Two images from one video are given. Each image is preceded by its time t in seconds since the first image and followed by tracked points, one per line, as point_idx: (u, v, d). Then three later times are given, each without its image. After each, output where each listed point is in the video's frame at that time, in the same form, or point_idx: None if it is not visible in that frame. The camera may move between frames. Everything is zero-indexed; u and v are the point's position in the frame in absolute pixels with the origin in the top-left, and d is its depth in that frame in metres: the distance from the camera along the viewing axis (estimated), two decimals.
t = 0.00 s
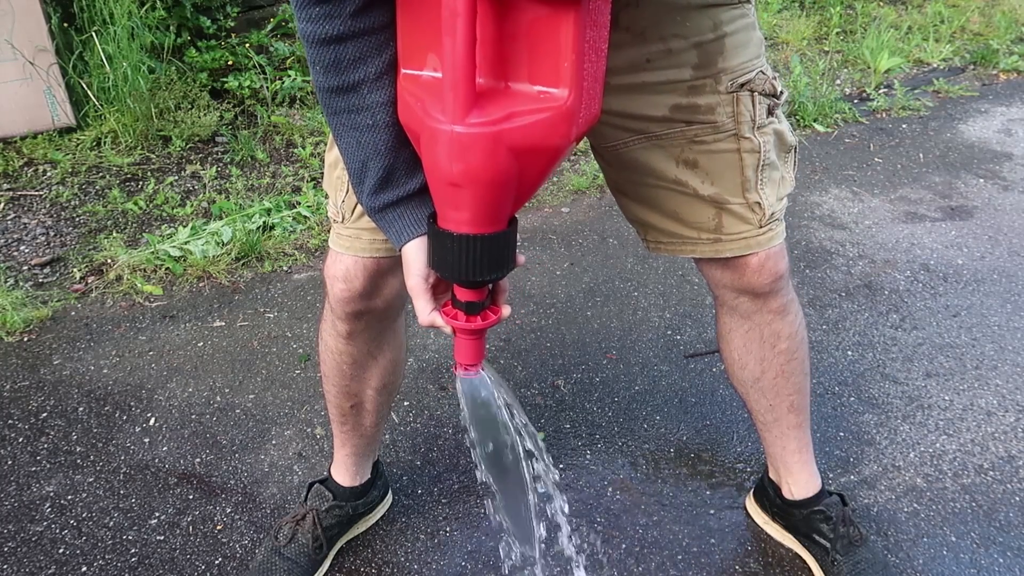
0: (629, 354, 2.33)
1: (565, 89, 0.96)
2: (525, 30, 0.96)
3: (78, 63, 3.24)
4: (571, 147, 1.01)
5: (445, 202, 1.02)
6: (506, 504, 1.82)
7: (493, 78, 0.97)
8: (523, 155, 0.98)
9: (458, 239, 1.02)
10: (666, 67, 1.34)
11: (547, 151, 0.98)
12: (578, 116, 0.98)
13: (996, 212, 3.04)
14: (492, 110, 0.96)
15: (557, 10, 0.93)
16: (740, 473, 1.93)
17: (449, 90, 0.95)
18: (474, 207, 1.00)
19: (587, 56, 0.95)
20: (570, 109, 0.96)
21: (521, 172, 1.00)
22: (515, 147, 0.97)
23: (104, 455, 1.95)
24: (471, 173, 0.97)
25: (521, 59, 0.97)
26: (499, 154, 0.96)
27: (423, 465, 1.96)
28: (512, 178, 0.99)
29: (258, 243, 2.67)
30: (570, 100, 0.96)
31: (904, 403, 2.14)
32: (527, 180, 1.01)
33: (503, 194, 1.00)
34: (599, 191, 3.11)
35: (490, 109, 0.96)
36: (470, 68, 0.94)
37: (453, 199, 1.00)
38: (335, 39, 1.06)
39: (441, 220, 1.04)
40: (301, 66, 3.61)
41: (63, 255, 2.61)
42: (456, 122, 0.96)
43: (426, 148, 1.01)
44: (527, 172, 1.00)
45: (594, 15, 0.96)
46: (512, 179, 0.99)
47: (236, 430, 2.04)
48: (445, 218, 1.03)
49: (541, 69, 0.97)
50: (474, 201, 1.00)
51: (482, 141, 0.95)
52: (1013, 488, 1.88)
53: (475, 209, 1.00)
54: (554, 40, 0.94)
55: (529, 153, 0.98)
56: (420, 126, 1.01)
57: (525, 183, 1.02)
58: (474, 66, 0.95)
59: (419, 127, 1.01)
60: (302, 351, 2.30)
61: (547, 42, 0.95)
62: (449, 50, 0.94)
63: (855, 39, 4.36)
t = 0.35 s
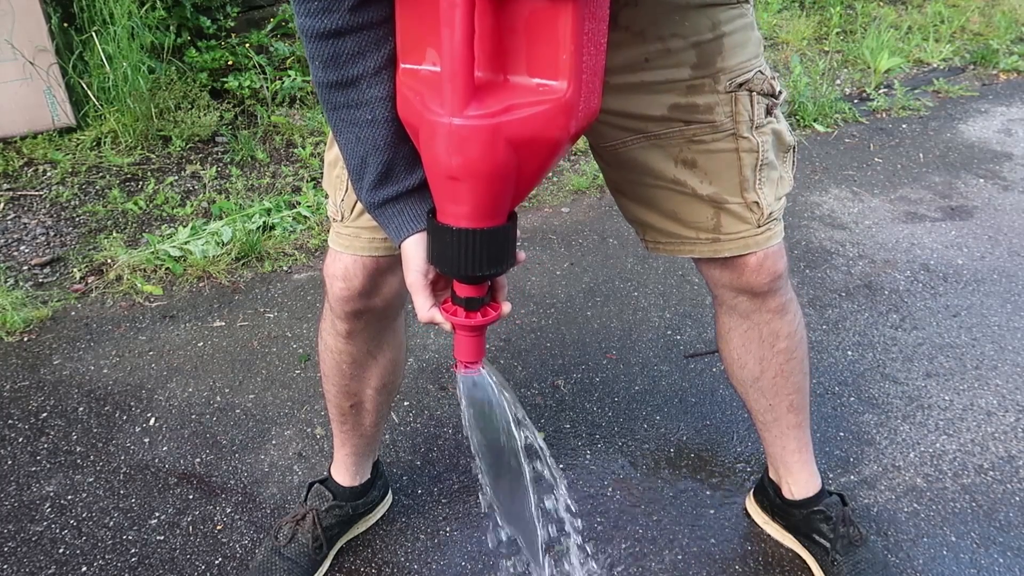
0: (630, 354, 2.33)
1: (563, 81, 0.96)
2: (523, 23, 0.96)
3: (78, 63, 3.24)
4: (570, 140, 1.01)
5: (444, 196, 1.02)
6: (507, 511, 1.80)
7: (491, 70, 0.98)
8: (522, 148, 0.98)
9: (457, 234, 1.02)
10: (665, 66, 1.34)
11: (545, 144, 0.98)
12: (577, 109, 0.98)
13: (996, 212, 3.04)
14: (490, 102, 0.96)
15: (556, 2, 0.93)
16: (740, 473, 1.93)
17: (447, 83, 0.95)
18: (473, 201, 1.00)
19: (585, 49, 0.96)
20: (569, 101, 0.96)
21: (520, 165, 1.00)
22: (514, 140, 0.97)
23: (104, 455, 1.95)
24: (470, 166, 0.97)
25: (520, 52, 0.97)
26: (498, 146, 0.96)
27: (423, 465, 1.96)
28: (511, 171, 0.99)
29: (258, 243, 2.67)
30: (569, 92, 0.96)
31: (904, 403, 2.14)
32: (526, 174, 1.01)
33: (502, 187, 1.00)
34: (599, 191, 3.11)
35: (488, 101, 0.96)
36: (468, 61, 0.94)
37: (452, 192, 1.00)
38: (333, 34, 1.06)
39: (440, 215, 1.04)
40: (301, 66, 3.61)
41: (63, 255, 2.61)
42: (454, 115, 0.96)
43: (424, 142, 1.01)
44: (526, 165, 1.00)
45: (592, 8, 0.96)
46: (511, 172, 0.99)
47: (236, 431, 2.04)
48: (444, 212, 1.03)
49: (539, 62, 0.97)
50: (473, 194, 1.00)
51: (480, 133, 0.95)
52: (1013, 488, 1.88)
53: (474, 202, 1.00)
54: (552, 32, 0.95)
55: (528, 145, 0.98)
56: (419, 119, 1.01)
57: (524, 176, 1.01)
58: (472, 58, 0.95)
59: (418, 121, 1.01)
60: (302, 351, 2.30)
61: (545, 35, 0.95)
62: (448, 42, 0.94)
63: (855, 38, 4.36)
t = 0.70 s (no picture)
0: (630, 354, 2.33)
1: (563, 76, 0.96)
2: (523, 18, 0.96)
3: (78, 63, 3.24)
4: (570, 137, 1.01)
5: (444, 192, 1.02)
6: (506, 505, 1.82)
7: (491, 67, 0.98)
8: (522, 144, 0.98)
9: (457, 231, 1.02)
10: (666, 65, 1.34)
11: (546, 140, 0.98)
12: (577, 105, 0.98)
13: (996, 212, 3.04)
14: (490, 98, 0.96)
15: None
16: (740, 473, 1.93)
17: (447, 78, 0.96)
18: (473, 198, 1.00)
19: (585, 44, 0.96)
20: (569, 97, 0.97)
21: (520, 162, 0.99)
22: (513, 135, 0.97)
23: (104, 455, 1.95)
24: (470, 162, 0.97)
25: (520, 48, 0.97)
26: (498, 142, 0.96)
27: (423, 465, 1.96)
28: (511, 168, 0.99)
29: (258, 243, 2.67)
30: (569, 88, 0.96)
31: (905, 403, 2.14)
32: (526, 171, 1.01)
33: (501, 184, 1.00)
34: (599, 191, 3.11)
35: (489, 97, 0.96)
36: (468, 56, 0.94)
37: (452, 189, 1.00)
38: (333, 32, 1.07)
39: (440, 212, 1.04)
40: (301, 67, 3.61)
41: (63, 255, 2.61)
42: (454, 110, 0.96)
43: (424, 139, 1.00)
44: (526, 161, 1.00)
45: (592, 4, 0.96)
46: (511, 169, 0.99)
47: (236, 431, 2.04)
48: (444, 209, 1.03)
49: (539, 57, 0.97)
50: (473, 191, 0.99)
51: (480, 128, 0.95)
52: (1013, 488, 1.88)
53: (474, 198, 1.00)
54: (552, 28, 0.95)
55: (528, 141, 0.98)
56: (418, 116, 1.01)
57: (524, 173, 1.01)
58: (472, 54, 0.95)
59: (417, 117, 1.01)
60: (302, 351, 2.30)
61: (545, 30, 0.95)
62: (447, 38, 0.95)
63: (855, 39, 4.36)
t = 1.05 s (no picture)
0: (630, 354, 2.32)
1: (562, 76, 0.96)
2: (522, 17, 0.96)
3: (78, 63, 3.24)
4: (569, 136, 1.01)
5: (442, 191, 1.02)
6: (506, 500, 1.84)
7: (490, 66, 0.98)
8: (521, 143, 0.98)
9: (455, 230, 1.02)
10: (666, 64, 1.34)
11: (544, 139, 0.98)
12: (576, 104, 0.98)
13: (996, 212, 3.04)
14: (489, 97, 0.96)
15: None
16: (740, 473, 1.93)
17: (446, 77, 0.96)
18: (472, 197, 1.00)
19: (583, 44, 0.96)
20: (567, 96, 0.97)
21: (519, 161, 1.00)
22: (512, 134, 0.97)
23: (104, 455, 1.95)
24: (469, 161, 0.97)
25: (519, 47, 0.97)
26: (497, 141, 0.96)
27: (423, 465, 1.96)
28: (509, 166, 0.99)
29: (258, 243, 2.67)
30: (567, 87, 0.96)
31: (904, 403, 2.14)
32: (524, 170, 1.01)
33: (500, 183, 1.00)
34: (599, 191, 3.11)
35: (487, 96, 0.96)
36: (467, 55, 0.94)
37: (450, 188, 1.00)
38: (332, 31, 1.07)
39: (439, 210, 1.04)
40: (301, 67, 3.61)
41: (63, 255, 2.61)
42: (453, 109, 0.96)
43: (423, 137, 1.01)
44: (524, 160, 1.00)
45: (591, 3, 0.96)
46: (510, 168, 0.99)
47: (236, 430, 2.04)
48: (443, 207, 1.03)
49: (538, 57, 0.97)
50: (472, 190, 1.00)
51: (479, 127, 0.95)
52: (1013, 488, 1.88)
53: (473, 197, 1.00)
54: (551, 27, 0.95)
55: (527, 140, 0.98)
56: (417, 114, 1.01)
57: (522, 172, 1.01)
58: (472, 53, 0.95)
59: (416, 116, 1.01)
60: (302, 351, 2.30)
61: (544, 30, 0.95)
62: (446, 36, 0.95)
63: (855, 39, 4.36)
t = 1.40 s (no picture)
0: (630, 354, 2.32)
1: (563, 75, 0.96)
2: (524, 17, 0.96)
3: (78, 63, 3.24)
4: (570, 135, 1.01)
5: (443, 190, 1.02)
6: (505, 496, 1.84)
7: (491, 65, 0.98)
8: (522, 142, 0.98)
9: (455, 228, 1.02)
10: (667, 64, 1.34)
11: (545, 138, 0.98)
12: (577, 103, 0.98)
13: (996, 212, 3.04)
14: (491, 96, 0.96)
15: None
16: (740, 474, 1.93)
17: (447, 76, 0.96)
18: (472, 196, 1.00)
19: (585, 44, 0.96)
20: (569, 96, 0.97)
21: (520, 160, 1.00)
22: (513, 133, 0.97)
23: (104, 455, 1.95)
24: (470, 160, 0.97)
25: (520, 47, 0.97)
26: (498, 140, 0.96)
27: (423, 465, 1.96)
28: (510, 166, 0.99)
29: (258, 243, 2.67)
30: (569, 87, 0.96)
31: (905, 403, 2.14)
32: (525, 169, 1.01)
33: (501, 181, 1.00)
34: (599, 191, 3.11)
35: (489, 96, 0.96)
36: (469, 55, 0.94)
37: (451, 187, 1.00)
38: (333, 30, 1.07)
39: (439, 209, 1.04)
40: (301, 67, 3.61)
41: (63, 255, 2.61)
42: (454, 108, 0.96)
43: (424, 136, 1.01)
44: (525, 159, 1.00)
45: (592, 3, 0.96)
46: (511, 167, 0.99)
47: (236, 430, 2.04)
48: (444, 206, 1.03)
49: (539, 56, 0.97)
50: (473, 189, 1.00)
51: (480, 127, 0.95)
52: (1012, 488, 1.88)
53: (474, 196, 1.00)
54: (552, 27, 0.95)
55: (528, 140, 0.98)
56: (418, 114, 1.01)
57: (523, 171, 1.01)
58: (473, 53, 0.95)
59: (417, 115, 1.01)
60: (302, 351, 2.30)
61: (545, 30, 0.95)
62: (448, 36, 0.95)
63: (855, 38, 4.36)
